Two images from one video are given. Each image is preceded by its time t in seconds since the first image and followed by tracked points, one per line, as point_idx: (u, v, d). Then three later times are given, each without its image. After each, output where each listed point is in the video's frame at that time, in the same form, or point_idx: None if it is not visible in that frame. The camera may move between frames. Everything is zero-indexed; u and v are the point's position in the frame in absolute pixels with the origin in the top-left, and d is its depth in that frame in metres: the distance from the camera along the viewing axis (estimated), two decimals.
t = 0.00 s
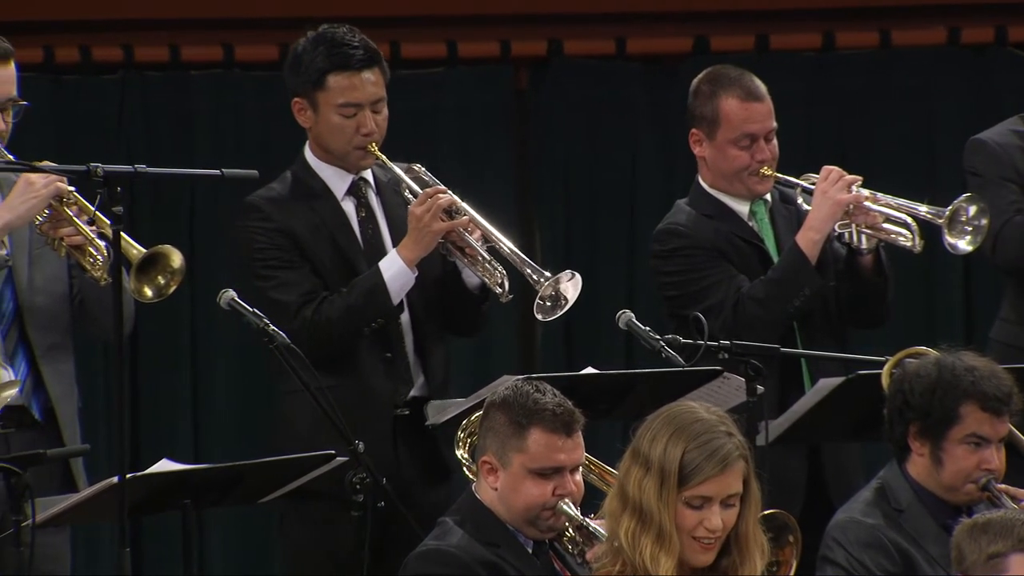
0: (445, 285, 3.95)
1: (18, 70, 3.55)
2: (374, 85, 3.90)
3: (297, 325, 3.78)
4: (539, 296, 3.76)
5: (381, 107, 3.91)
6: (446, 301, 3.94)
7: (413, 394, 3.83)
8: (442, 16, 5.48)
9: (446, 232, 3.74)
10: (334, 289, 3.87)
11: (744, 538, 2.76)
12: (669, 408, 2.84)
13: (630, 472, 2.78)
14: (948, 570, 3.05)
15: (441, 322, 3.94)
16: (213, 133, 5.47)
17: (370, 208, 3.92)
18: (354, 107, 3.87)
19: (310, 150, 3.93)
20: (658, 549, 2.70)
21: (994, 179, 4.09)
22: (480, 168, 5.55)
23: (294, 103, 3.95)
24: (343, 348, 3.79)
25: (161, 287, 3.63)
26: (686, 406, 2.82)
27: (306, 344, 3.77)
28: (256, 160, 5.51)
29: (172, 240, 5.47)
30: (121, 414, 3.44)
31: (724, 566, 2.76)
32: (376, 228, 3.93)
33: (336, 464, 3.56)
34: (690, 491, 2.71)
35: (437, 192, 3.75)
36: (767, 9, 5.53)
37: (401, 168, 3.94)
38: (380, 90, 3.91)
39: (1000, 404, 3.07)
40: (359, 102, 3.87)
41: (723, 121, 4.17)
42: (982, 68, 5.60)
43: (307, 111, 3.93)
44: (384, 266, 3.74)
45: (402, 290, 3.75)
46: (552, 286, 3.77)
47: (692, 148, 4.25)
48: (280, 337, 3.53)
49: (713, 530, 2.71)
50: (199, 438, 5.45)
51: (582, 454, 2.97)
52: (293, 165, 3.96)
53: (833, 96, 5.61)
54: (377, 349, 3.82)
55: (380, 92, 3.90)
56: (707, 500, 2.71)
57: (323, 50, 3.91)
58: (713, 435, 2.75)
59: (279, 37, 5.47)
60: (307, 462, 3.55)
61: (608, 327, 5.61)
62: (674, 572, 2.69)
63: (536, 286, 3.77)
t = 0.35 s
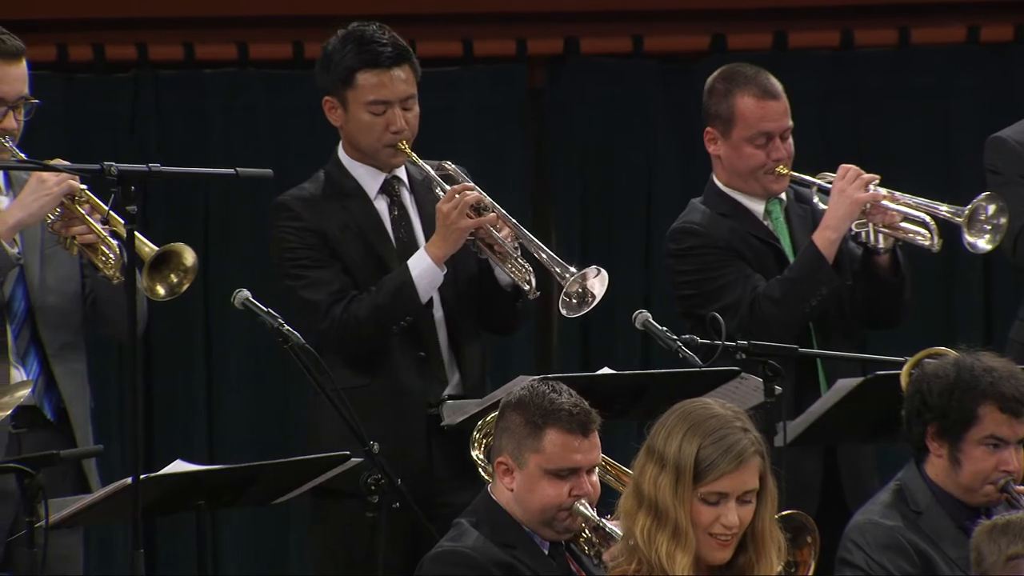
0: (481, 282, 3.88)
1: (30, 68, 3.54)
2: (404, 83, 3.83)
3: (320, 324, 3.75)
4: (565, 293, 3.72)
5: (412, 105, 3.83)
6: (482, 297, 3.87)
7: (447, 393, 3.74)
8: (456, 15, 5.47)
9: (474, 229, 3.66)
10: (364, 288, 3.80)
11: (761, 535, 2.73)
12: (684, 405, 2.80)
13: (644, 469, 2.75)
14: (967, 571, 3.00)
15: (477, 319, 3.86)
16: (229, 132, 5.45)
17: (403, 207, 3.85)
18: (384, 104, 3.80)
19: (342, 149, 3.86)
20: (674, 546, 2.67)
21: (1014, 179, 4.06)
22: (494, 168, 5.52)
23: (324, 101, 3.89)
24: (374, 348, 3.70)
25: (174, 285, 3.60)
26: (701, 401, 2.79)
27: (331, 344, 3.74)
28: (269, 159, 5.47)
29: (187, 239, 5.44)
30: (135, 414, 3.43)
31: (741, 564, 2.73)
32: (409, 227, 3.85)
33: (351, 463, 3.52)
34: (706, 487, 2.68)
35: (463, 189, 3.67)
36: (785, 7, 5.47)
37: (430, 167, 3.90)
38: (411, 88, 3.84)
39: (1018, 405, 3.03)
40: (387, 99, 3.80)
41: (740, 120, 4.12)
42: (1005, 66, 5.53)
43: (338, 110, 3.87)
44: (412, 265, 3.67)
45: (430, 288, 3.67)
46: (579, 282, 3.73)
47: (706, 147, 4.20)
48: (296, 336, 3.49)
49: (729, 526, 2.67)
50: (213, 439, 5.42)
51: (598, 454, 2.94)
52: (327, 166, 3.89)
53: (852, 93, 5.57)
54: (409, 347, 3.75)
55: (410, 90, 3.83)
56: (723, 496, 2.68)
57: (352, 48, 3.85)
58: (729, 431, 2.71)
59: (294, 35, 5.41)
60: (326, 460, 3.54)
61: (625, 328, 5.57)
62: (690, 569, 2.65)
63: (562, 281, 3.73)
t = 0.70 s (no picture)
0: (507, 282, 3.82)
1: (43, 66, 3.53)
2: (431, 81, 3.79)
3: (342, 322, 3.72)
4: (587, 292, 3.69)
5: (438, 104, 3.79)
6: (509, 297, 3.81)
7: (473, 393, 3.70)
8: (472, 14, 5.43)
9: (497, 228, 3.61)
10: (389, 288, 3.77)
11: (780, 540, 2.69)
12: (702, 409, 2.76)
13: (663, 472, 2.71)
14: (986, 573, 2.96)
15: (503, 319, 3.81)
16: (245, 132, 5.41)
17: (430, 207, 3.81)
18: (410, 103, 3.76)
19: (369, 148, 3.83)
20: (692, 550, 2.63)
21: None
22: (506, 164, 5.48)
23: (351, 100, 3.86)
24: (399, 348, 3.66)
25: (186, 286, 3.58)
26: (720, 405, 2.75)
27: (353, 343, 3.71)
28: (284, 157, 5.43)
29: (203, 239, 5.42)
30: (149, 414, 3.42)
31: (760, 568, 2.69)
32: (437, 227, 3.81)
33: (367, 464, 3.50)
34: (724, 491, 2.65)
35: (486, 187, 3.63)
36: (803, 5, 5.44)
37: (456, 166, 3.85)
38: (437, 87, 3.80)
39: None
40: (413, 98, 3.76)
41: (759, 119, 4.08)
42: None
43: (364, 109, 3.84)
44: (435, 264, 3.63)
45: (453, 288, 3.63)
46: (601, 281, 3.70)
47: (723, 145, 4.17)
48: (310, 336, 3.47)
49: (748, 531, 2.63)
50: (228, 439, 5.40)
51: (615, 455, 2.91)
52: (354, 165, 3.85)
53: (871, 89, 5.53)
54: (435, 347, 3.69)
55: (437, 89, 3.79)
56: (742, 500, 2.65)
57: (378, 46, 3.82)
58: (748, 435, 2.68)
59: (310, 34, 5.38)
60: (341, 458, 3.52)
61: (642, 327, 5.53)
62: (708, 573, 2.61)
63: (584, 281, 3.68)
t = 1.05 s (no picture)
0: (529, 282, 3.79)
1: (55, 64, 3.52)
2: (451, 80, 3.77)
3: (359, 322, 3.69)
4: (604, 293, 3.66)
5: (458, 103, 3.76)
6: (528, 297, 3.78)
7: (493, 394, 3.67)
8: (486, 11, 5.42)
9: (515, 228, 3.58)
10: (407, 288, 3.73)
11: (798, 543, 2.66)
12: (725, 410, 2.73)
13: (681, 472, 2.68)
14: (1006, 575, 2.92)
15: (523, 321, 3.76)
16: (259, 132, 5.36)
17: (451, 207, 3.77)
18: (430, 102, 3.74)
19: (389, 148, 3.80)
20: (709, 550, 2.59)
21: None
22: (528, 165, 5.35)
23: (371, 99, 3.84)
24: (418, 346, 3.64)
25: (200, 285, 3.56)
26: (739, 407, 2.72)
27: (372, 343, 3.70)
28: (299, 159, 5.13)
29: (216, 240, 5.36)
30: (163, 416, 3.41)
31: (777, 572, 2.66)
32: (458, 227, 3.78)
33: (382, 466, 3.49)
34: (741, 492, 2.61)
35: (504, 187, 3.59)
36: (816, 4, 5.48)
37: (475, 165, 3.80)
38: (457, 86, 3.77)
39: None
40: (433, 97, 3.74)
41: (777, 118, 4.04)
42: None
43: (384, 108, 3.82)
44: (453, 264, 3.60)
45: (471, 288, 3.60)
46: (618, 282, 3.67)
47: (740, 144, 4.14)
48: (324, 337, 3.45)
49: (764, 533, 2.60)
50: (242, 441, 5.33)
51: (631, 456, 2.88)
52: (374, 165, 3.82)
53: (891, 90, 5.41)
54: (453, 347, 3.65)
55: (457, 88, 3.77)
56: (759, 502, 2.61)
57: (398, 45, 3.80)
58: (767, 436, 2.65)
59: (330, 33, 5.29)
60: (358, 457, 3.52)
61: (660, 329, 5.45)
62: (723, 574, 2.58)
63: (601, 281, 3.66)
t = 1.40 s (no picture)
0: (549, 283, 3.70)
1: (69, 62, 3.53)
2: (472, 79, 3.72)
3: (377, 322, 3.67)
4: (625, 294, 3.61)
5: (480, 103, 3.72)
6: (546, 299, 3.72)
7: (512, 395, 3.68)
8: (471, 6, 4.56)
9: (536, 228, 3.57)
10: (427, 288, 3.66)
11: (818, 541, 2.70)
12: (744, 409, 2.76)
13: (701, 471, 2.70)
14: None
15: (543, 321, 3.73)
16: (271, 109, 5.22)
17: (470, 206, 3.71)
18: (451, 101, 3.69)
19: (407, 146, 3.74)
20: (733, 549, 2.61)
21: None
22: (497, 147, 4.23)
23: (390, 97, 3.78)
24: (437, 345, 3.66)
25: (216, 285, 3.54)
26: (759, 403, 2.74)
27: (386, 344, 3.67)
28: (313, 159, 4.06)
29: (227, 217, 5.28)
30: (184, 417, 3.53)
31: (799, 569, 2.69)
32: (478, 227, 3.72)
33: (400, 466, 3.62)
34: (766, 491, 2.64)
35: (525, 187, 3.56)
36: None
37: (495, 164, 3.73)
38: (478, 85, 3.72)
39: None
40: (454, 96, 3.69)
41: (797, 119, 4.01)
42: None
43: (403, 106, 3.76)
44: (474, 264, 3.62)
45: (491, 288, 3.64)
46: (640, 283, 3.62)
47: (760, 142, 4.09)
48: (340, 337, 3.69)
49: (788, 531, 2.63)
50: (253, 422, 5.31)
51: (648, 453, 2.93)
52: (395, 163, 3.78)
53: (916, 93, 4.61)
54: (472, 347, 3.66)
55: (478, 87, 3.72)
56: (782, 500, 2.64)
57: (418, 44, 3.73)
58: (789, 433, 2.67)
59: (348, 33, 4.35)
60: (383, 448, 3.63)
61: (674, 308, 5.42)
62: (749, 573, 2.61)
63: (623, 283, 3.60)
